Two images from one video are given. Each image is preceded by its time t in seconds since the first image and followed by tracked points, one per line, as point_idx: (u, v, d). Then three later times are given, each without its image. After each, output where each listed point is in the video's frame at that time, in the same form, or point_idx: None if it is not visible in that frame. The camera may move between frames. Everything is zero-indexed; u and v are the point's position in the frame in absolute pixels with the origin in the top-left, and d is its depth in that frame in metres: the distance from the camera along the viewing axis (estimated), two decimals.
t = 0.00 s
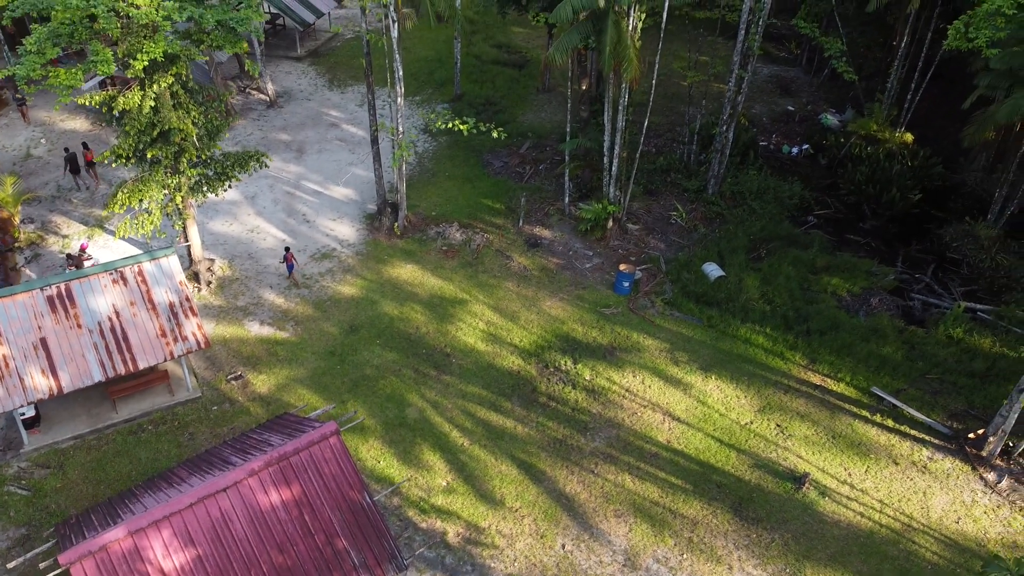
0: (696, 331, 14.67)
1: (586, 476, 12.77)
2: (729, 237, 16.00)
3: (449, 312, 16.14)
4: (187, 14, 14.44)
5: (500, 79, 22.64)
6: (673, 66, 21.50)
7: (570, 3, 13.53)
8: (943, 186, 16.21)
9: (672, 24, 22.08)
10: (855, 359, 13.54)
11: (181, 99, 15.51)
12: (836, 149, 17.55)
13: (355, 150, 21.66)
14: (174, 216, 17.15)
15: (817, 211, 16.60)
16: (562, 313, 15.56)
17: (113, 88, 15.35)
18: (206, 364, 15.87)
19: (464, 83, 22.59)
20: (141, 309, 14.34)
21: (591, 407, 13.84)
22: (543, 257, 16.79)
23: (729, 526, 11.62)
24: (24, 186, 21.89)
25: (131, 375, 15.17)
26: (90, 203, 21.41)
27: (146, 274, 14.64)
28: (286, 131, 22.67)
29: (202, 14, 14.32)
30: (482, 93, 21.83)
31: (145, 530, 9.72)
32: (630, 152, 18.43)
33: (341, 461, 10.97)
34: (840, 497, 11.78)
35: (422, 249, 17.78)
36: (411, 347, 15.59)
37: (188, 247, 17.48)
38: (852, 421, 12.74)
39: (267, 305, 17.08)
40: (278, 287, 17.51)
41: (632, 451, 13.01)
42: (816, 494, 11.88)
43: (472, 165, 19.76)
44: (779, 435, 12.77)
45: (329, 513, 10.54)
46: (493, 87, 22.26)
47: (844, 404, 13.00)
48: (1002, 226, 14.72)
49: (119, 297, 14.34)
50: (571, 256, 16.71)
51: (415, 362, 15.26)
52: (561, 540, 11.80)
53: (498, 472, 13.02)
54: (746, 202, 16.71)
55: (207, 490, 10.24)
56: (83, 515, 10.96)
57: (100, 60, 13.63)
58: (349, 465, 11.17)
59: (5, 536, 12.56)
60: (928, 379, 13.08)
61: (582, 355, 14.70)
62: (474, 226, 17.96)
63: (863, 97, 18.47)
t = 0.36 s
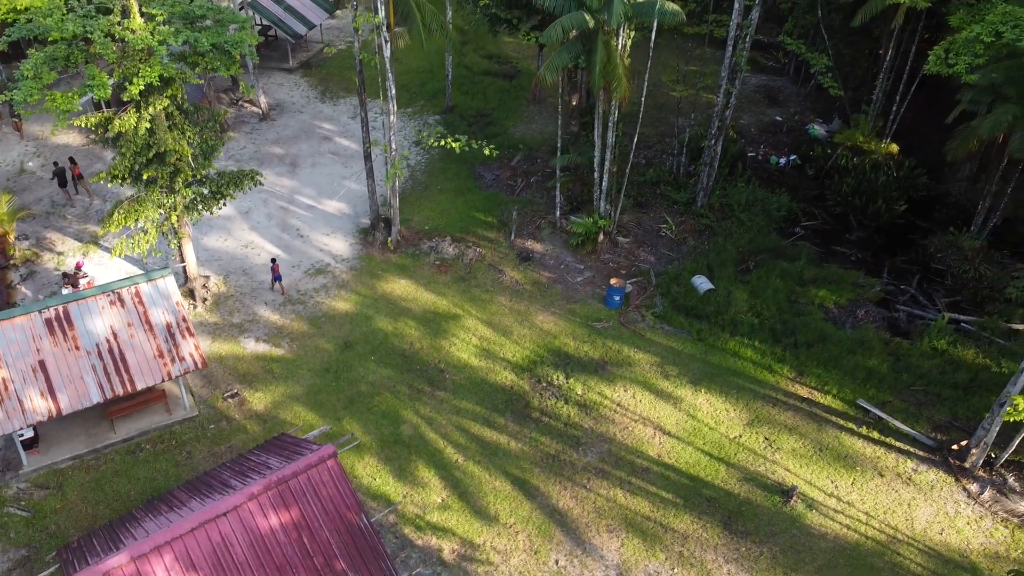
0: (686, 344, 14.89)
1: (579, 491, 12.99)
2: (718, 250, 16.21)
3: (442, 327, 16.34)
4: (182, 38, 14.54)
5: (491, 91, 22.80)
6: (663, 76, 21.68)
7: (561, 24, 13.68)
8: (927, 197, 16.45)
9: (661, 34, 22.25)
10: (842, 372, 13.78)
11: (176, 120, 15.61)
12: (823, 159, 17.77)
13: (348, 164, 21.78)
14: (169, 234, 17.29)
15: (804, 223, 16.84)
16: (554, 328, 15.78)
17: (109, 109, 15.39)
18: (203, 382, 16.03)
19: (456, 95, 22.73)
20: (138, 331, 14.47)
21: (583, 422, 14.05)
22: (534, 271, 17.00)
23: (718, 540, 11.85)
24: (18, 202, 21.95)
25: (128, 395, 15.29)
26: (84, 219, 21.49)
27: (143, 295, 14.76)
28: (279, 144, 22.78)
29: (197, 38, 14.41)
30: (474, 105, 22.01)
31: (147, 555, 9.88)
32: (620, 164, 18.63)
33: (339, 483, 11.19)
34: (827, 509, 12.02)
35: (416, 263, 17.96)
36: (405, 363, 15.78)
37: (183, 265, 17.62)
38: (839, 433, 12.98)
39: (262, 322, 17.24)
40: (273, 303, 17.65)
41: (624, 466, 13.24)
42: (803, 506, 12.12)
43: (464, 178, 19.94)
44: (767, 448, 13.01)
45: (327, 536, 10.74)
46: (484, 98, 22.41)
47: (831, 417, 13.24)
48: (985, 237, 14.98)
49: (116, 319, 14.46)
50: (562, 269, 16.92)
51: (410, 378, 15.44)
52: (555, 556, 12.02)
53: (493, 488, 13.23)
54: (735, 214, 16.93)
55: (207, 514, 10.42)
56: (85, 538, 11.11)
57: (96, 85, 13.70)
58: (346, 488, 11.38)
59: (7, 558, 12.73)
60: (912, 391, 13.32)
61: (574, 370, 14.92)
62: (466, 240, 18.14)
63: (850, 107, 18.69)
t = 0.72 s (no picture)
0: (670, 359, 15.17)
1: (568, 508, 13.20)
2: (700, 263, 16.51)
3: (431, 345, 16.55)
4: (171, 68, 14.55)
5: (475, 104, 23.05)
6: (644, 87, 21.94)
7: (543, 49, 13.89)
8: (904, 207, 16.78)
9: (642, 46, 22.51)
10: (822, 384, 14.09)
11: (164, 147, 15.75)
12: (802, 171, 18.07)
13: (334, 181, 21.90)
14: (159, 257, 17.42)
15: (784, 234, 17.14)
16: (540, 344, 16.02)
17: (98, 138, 15.64)
18: (195, 406, 16.14)
19: (441, 109, 22.96)
20: (131, 358, 14.44)
21: (570, 439, 14.31)
22: (520, 287, 17.24)
23: (703, 554, 12.09)
24: (5, 225, 21.95)
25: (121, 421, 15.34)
26: (72, 241, 21.53)
27: (135, 322, 14.76)
28: (265, 162, 22.87)
29: (185, 68, 14.46)
30: (458, 119, 22.26)
31: None
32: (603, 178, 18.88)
33: (333, 510, 11.45)
34: (808, 521, 12.30)
35: (403, 281, 18.15)
36: (395, 382, 15.98)
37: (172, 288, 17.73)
38: (820, 445, 13.28)
39: (252, 343, 17.38)
40: (263, 324, 17.79)
41: (610, 482, 13.48)
42: (786, 519, 12.39)
43: (449, 193, 20.19)
44: (750, 462, 13.30)
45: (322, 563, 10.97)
46: (468, 112, 22.66)
47: (812, 429, 13.54)
48: (959, 247, 15.34)
49: (109, 346, 14.43)
50: (548, 285, 17.17)
51: (400, 398, 15.64)
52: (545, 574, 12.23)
53: (483, 507, 13.43)
54: (716, 227, 17.20)
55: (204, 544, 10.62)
56: (83, 569, 11.22)
57: (85, 116, 13.79)
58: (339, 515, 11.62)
59: None
60: (890, 402, 13.65)
61: (561, 387, 15.17)
62: (453, 257, 18.35)
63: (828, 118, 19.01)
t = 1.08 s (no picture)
0: (653, 373, 15.44)
1: (555, 526, 13.37)
2: (681, 277, 16.81)
3: (418, 364, 16.75)
4: (157, 99, 14.61)
5: (458, 118, 23.38)
6: (625, 100, 22.21)
7: (524, 73, 14.09)
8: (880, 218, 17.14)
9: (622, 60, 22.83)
10: (801, 396, 14.39)
11: (151, 174, 15.92)
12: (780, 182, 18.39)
13: (319, 198, 22.06)
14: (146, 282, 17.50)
15: (763, 246, 17.45)
16: (526, 361, 16.26)
17: (85, 166, 15.72)
18: (186, 430, 16.14)
19: (424, 124, 23.25)
20: (122, 386, 14.46)
21: (556, 456, 14.54)
22: (505, 304, 17.48)
23: (688, 569, 12.29)
24: None
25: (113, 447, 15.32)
26: (59, 263, 21.54)
27: (125, 350, 14.80)
28: (250, 179, 22.97)
29: (172, 99, 14.55)
30: (442, 133, 22.56)
31: None
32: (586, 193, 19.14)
33: (325, 537, 11.75)
34: (788, 534, 12.56)
35: (390, 300, 18.34)
36: (383, 403, 16.15)
37: (160, 311, 17.80)
38: (799, 458, 13.59)
39: (241, 365, 17.47)
40: (251, 345, 17.91)
41: (596, 498, 13.69)
42: (767, 532, 12.64)
43: (434, 210, 20.43)
44: (732, 476, 13.59)
45: None
46: (451, 125, 22.97)
47: (792, 442, 13.84)
48: (933, 258, 15.70)
49: (99, 375, 14.44)
50: (532, 301, 17.42)
51: (389, 418, 15.84)
52: None
53: (472, 526, 13.57)
54: (697, 240, 17.50)
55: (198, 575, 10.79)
56: None
57: (72, 148, 13.93)
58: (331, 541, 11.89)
59: None
60: (867, 413, 13.98)
61: (546, 404, 15.41)
62: (438, 274, 18.55)
63: (805, 129, 19.34)
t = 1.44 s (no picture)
0: (635, 388, 15.72)
1: (541, 543, 13.50)
2: (662, 290, 17.09)
3: (405, 383, 16.93)
4: (142, 129, 14.71)
5: (440, 131, 23.74)
6: (604, 113, 22.53)
7: (505, 97, 14.27)
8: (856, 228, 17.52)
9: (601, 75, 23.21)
10: (780, 409, 14.69)
11: (137, 202, 16.03)
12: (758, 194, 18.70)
13: (304, 215, 22.22)
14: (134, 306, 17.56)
15: (742, 258, 17.75)
16: (511, 378, 16.49)
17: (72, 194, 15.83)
18: (175, 454, 16.07)
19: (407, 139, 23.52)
20: (112, 413, 14.38)
21: (542, 472, 14.74)
22: (490, 320, 17.72)
23: None
24: None
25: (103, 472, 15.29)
26: (44, 285, 21.50)
27: (114, 376, 14.70)
28: (235, 197, 23.09)
29: (158, 129, 14.67)
30: (425, 148, 22.88)
31: None
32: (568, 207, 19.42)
33: (316, 562, 12.01)
34: (768, 546, 12.81)
35: (376, 318, 18.53)
36: (371, 422, 16.29)
37: (147, 334, 17.85)
38: (778, 470, 13.89)
39: (229, 387, 17.49)
40: (239, 366, 17.99)
41: (581, 514, 13.86)
42: (747, 545, 12.88)
43: (418, 225, 20.70)
44: (713, 489, 13.86)
45: None
46: (434, 139, 23.34)
47: (771, 455, 14.14)
48: (907, 268, 16.08)
49: (89, 402, 14.35)
50: (516, 317, 17.67)
51: (376, 438, 15.98)
52: None
53: (460, 544, 13.67)
54: (677, 254, 17.78)
55: None
56: None
57: (59, 179, 14.03)
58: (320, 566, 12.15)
59: None
60: (844, 424, 14.30)
61: (531, 420, 15.65)
62: (424, 291, 18.74)
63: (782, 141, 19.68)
